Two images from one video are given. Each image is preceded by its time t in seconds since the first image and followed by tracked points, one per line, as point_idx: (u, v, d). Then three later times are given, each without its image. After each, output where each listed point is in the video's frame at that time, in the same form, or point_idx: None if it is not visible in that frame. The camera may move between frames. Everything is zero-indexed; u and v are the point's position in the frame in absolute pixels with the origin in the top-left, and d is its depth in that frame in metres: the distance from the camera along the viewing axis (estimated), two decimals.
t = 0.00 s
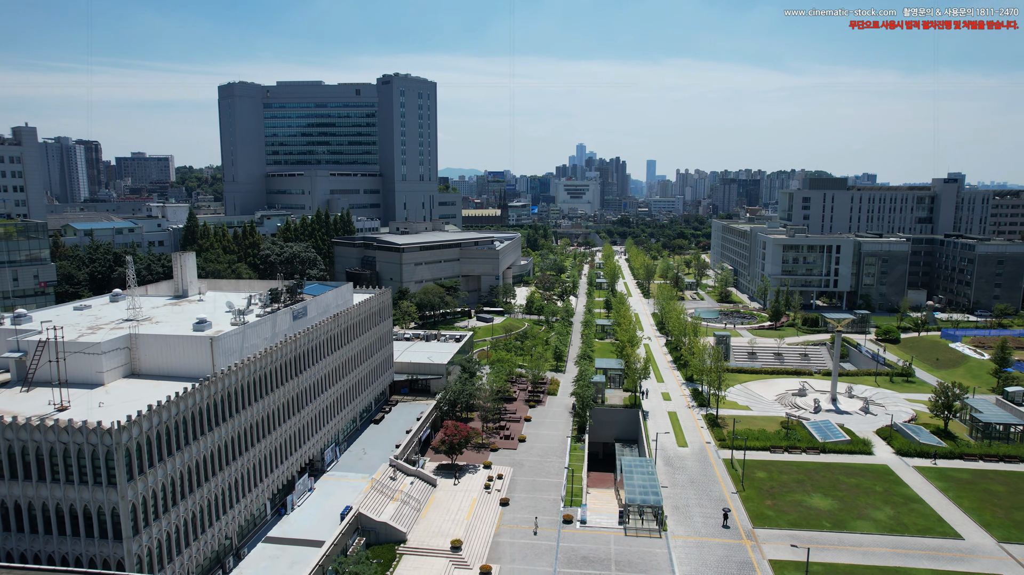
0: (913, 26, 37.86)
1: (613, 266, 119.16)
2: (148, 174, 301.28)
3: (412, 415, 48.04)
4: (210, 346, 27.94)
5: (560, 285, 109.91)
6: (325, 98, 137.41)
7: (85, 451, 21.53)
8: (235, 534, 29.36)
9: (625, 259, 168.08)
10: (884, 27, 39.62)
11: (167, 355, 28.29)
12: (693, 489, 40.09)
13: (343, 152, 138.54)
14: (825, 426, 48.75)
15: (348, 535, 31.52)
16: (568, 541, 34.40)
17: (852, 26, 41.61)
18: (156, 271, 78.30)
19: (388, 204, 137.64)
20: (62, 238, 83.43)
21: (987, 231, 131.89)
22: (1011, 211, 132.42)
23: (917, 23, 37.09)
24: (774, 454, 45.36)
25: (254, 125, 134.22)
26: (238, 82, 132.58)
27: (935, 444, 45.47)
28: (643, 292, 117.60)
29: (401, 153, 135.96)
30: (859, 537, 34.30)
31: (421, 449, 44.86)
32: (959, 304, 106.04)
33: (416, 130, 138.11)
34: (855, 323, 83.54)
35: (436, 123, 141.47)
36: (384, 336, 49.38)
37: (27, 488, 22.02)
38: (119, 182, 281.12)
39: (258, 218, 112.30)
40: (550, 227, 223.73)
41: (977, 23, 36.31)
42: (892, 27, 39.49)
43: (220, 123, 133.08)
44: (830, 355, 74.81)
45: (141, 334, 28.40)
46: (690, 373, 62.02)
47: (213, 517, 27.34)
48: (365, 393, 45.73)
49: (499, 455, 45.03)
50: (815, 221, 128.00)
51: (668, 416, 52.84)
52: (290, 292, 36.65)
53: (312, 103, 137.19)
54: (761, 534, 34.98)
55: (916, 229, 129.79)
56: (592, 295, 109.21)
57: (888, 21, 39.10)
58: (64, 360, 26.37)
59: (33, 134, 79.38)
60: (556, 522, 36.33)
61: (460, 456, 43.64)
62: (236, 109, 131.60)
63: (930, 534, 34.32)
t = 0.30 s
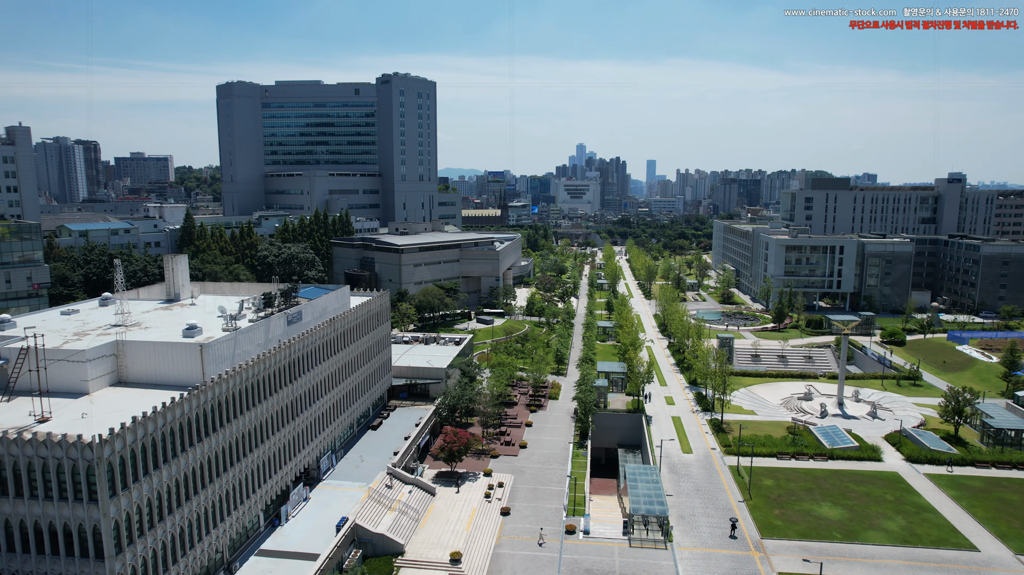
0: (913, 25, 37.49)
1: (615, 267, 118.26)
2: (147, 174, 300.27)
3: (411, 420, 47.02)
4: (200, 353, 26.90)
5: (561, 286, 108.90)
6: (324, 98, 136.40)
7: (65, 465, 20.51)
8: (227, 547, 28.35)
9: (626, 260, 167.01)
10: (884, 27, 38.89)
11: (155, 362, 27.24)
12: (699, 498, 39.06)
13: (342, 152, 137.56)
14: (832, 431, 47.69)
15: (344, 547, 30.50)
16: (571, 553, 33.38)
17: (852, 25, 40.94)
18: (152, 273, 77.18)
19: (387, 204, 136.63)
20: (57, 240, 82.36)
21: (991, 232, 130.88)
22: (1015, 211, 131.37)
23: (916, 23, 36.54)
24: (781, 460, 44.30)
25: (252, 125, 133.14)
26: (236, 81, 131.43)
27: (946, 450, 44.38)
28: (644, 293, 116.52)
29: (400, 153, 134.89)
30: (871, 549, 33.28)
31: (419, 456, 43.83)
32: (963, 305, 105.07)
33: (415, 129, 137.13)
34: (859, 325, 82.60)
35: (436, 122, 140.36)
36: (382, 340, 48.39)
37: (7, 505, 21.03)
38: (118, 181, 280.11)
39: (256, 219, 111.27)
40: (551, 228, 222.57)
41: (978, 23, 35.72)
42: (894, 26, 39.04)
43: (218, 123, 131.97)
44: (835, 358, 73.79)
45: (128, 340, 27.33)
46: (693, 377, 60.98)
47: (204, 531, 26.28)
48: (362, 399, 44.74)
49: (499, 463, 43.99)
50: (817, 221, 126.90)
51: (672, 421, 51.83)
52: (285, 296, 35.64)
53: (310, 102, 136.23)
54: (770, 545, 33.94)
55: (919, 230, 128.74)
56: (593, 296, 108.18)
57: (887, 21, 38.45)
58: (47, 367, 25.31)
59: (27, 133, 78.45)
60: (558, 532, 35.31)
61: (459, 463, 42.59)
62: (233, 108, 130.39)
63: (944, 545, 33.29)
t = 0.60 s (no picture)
0: (912, 25, 37.02)
1: (616, 267, 117.28)
2: (145, 174, 299.27)
3: (410, 426, 46.04)
4: (190, 361, 25.92)
5: (562, 287, 107.96)
6: (323, 97, 135.46)
7: (44, 481, 19.51)
8: (218, 561, 27.35)
9: (627, 260, 165.95)
10: (884, 27, 38.41)
11: (143, 370, 26.26)
12: (704, 506, 38.09)
13: (341, 152, 136.63)
14: (840, 437, 46.69)
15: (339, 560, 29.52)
16: (574, 565, 32.39)
17: (852, 26, 40.41)
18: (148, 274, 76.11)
19: (387, 205, 135.64)
20: (51, 241, 81.32)
21: (995, 232, 129.91)
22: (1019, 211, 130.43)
23: (917, 23, 36.09)
24: (787, 467, 43.34)
25: (250, 124, 132.12)
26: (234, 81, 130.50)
27: (956, 457, 43.40)
28: (645, 294, 115.46)
29: (399, 153, 133.84)
30: (883, 560, 32.31)
31: (418, 463, 42.86)
32: (968, 306, 104.09)
33: (415, 129, 136.21)
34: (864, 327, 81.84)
35: (435, 122, 139.36)
36: (380, 344, 47.44)
37: None
38: (117, 181, 278.98)
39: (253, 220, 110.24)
40: (551, 228, 221.56)
41: (980, 23, 35.32)
42: (892, 26, 38.56)
43: (216, 123, 131.01)
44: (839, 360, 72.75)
45: (115, 347, 26.34)
46: (697, 380, 59.97)
47: (194, 545, 25.30)
48: (359, 404, 43.76)
49: (500, 470, 43.00)
50: (820, 222, 125.82)
51: (676, 426, 50.85)
52: (279, 301, 34.68)
53: (309, 102, 135.23)
54: (779, 556, 32.94)
55: (922, 230, 127.72)
56: (594, 298, 107.13)
57: (888, 21, 38.00)
58: (28, 377, 24.30)
59: (21, 133, 77.53)
60: (559, 543, 34.31)
61: (459, 471, 41.60)
62: (232, 108, 129.43)
63: (958, 557, 32.32)
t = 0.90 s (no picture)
0: (912, 25, 36.57)
1: (616, 268, 116.37)
2: (144, 174, 298.36)
3: (408, 431, 45.13)
4: (179, 369, 24.99)
5: (562, 288, 107.07)
6: (322, 97, 134.55)
7: (21, 498, 18.55)
8: None
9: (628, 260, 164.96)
10: (885, 27, 38.22)
11: (130, 378, 25.32)
12: (710, 515, 37.18)
13: (340, 152, 135.77)
14: (847, 442, 45.77)
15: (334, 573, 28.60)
16: None
17: (852, 25, 40.45)
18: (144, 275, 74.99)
19: (386, 205, 134.69)
20: (46, 242, 80.31)
21: (998, 233, 128.99)
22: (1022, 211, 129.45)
23: (917, 23, 35.97)
24: (794, 473, 42.40)
25: (249, 124, 131.16)
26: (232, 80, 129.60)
27: (967, 463, 42.46)
28: (647, 295, 114.45)
29: (399, 153, 132.86)
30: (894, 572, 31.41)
31: (417, 469, 41.96)
32: (972, 307, 103.18)
33: (414, 129, 135.28)
34: (867, 329, 81.56)
35: (435, 122, 138.45)
36: (378, 347, 46.53)
37: None
38: (116, 181, 277.77)
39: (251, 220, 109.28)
40: (551, 228, 220.70)
41: (979, 23, 35.24)
42: (892, 26, 38.11)
43: (215, 122, 130.07)
44: (843, 362, 71.84)
45: (102, 354, 25.41)
46: (700, 384, 59.06)
47: (183, 559, 24.36)
48: (357, 409, 42.85)
49: (500, 477, 42.07)
50: (822, 222, 124.84)
51: (679, 430, 49.93)
52: (273, 305, 33.75)
53: (308, 102, 134.26)
54: (787, 568, 32.01)
55: (926, 230, 126.79)
56: (595, 299, 106.17)
57: (888, 21, 37.90)
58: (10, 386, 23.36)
59: (15, 133, 76.62)
60: (562, 554, 33.39)
61: (458, 478, 40.69)
62: (230, 108, 128.51)
63: (972, 569, 31.41)
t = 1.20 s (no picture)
0: (914, 25, 36.06)
1: (616, 269, 115.60)
2: (143, 174, 297.45)
3: (406, 436, 44.24)
4: (167, 377, 24.08)
5: (562, 289, 106.27)
6: (320, 97, 133.62)
7: None
8: None
9: (628, 261, 164.13)
10: (885, 27, 37.97)
11: (117, 386, 24.42)
12: (715, 523, 36.36)
13: (339, 152, 134.89)
14: (853, 448, 44.91)
15: None
16: None
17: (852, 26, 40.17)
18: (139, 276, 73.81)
19: (385, 205, 133.79)
20: (40, 243, 79.33)
21: (1001, 233, 128.30)
22: None
23: (917, 24, 35.75)
24: (800, 479, 41.54)
25: (246, 124, 130.23)
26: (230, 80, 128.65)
27: (976, 469, 41.60)
28: (647, 295, 113.59)
29: (398, 152, 131.99)
30: None
31: (415, 476, 41.10)
32: (975, 308, 102.43)
33: (413, 129, 134.40)
34: (869, 330, 81.18)
35: (434, 122, 137.56)
36: (375, 351, 45.66)
37: None
38: (114, 181, 276.26)
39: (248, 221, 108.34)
40: (551, 229, 219.89)
41: (978, 23, 35.32)
42: (892, 25, 37.61)
43: (212, 122, 129.16)
44: (846, 364, 71.04)
45: (87, 362, 24.52)
46: (703, 387, 58.24)
47: (171, 573, 23.50)
48: (353, 414, 41.96)
49: (500, 484, 41.23)
50: (823, 222, 124.02)
51: (682, 435, 49.10)
52: (266, 310, 32.84)
53: (306, 101, 133.28)
54: None
55: (927, 231, 126.05)
56: (595, 300, 105.34)
57: (888, 22, 37.48)
58: None
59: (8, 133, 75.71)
60: (563, 564, 32.53)
61: (457, 485, 39.84)
62: (227, 107, 127.60)
63: None
